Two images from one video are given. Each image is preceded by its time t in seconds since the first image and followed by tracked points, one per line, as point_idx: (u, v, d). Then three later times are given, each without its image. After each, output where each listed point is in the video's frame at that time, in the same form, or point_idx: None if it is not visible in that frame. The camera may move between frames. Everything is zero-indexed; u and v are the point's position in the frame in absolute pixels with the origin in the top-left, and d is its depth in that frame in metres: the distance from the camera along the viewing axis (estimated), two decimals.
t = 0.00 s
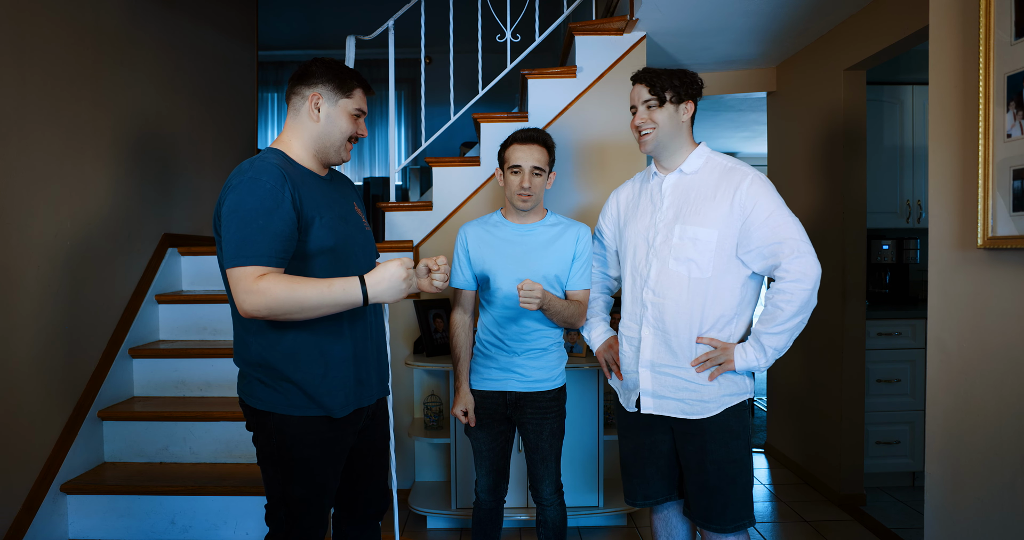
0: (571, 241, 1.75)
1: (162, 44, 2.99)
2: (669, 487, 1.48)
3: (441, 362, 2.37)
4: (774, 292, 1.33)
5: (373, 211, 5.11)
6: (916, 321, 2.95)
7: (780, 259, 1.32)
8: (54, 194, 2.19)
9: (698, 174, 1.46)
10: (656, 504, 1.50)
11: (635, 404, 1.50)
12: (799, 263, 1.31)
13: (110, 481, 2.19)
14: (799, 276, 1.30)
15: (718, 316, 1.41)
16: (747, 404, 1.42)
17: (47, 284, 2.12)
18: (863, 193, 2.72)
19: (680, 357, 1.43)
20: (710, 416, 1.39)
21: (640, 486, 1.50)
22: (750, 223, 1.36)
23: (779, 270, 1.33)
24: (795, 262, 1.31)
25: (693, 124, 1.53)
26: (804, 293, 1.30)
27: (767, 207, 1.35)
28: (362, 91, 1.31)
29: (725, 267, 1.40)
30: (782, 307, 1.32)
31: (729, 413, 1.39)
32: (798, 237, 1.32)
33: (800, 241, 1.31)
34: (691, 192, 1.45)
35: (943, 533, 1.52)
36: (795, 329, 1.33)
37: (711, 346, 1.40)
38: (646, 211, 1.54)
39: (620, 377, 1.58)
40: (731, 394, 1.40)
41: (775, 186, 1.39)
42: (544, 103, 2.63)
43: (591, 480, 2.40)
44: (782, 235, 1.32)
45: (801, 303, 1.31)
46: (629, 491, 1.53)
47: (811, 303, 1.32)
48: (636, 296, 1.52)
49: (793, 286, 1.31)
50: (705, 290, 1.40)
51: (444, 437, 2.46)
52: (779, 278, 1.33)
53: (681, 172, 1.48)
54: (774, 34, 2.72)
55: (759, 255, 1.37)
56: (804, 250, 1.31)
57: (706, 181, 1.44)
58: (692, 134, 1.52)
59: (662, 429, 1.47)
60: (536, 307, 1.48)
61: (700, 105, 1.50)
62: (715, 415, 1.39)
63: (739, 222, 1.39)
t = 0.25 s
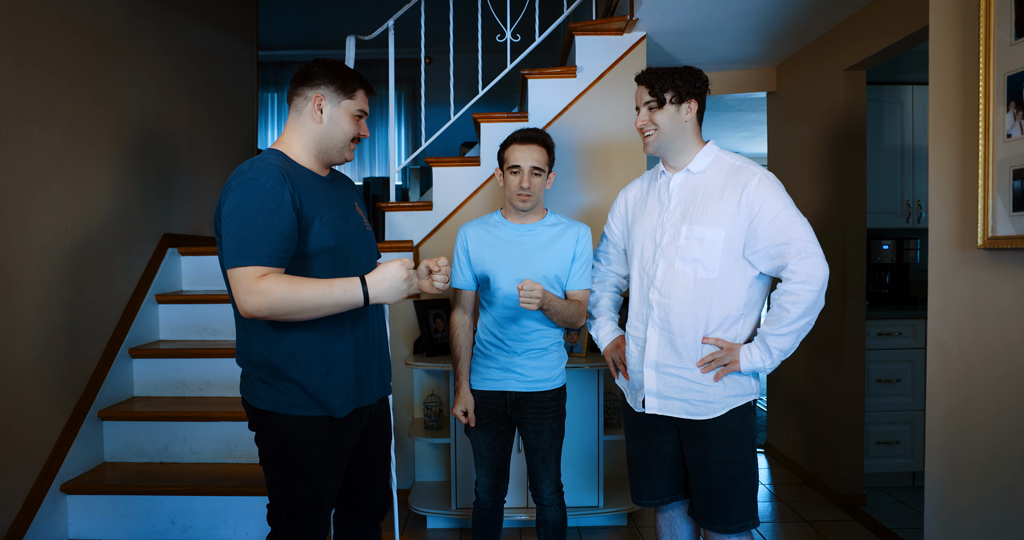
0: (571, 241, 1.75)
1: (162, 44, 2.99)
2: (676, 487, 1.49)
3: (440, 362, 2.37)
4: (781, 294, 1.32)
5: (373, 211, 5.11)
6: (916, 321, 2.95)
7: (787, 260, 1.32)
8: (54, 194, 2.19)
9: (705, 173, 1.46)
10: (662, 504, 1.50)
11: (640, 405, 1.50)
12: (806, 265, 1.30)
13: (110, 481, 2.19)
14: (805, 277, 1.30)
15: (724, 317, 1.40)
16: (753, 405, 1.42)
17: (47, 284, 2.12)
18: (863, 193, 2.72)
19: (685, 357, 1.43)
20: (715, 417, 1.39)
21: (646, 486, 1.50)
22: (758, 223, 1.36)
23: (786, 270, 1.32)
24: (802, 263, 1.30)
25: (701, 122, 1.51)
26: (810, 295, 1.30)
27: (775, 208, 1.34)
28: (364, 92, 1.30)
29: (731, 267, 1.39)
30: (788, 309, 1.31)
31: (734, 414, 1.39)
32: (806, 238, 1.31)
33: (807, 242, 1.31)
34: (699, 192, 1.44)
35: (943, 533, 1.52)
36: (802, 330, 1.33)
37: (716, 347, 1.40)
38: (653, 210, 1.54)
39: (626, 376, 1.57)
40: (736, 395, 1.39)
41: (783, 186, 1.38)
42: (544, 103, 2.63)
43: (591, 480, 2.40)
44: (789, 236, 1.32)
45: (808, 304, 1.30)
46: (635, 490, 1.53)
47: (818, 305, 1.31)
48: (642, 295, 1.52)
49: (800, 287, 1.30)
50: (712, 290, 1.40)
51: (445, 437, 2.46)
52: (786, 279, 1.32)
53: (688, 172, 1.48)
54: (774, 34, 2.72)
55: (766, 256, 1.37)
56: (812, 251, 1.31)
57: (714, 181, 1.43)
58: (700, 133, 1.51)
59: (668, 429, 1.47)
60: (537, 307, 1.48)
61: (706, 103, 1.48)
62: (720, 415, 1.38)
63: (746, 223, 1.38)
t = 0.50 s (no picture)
0: (571, 241, 1.75)
1: (162, 44, 2.99)
2: (679, 487, 1.49)
3: (440, 362, 2.37)
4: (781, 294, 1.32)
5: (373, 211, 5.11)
6: (916, 321, 2.95)
7: (788, 261, 1.32)
8: (54, 194, 2.19)
9: (707, 173, 1.45)
10: (664, 504, 1.50)
11: (642, 404, 1.51)
12: (807, 265, 1.30)
13: (110, 481, 2.19)
14: (806, 278, 1.30)
15: (726, 317, 1.40)
16: (755, 406, 1.41)
17: (47, 284, 2.12)
18: (863, 193, 2.72)
19: (687, 356, 1.43)
20: (716, 417, 1.39)
21: (648, 485, 1.50)
22: (759, 223, 1.36)
23: (787, 271, 1.32)
24: (802, 264, 1.30)
25: (705, 120, 1.50)
26: (811, 296, 1.29)
27: (777, 209, 1.34)
28: (365, 92, 1.30)
29: (733, 267, 1.39)
30: (789, 310, 1.30)
31: (735, 415, 1.39)
32: (807, 239, 1.31)
33: (808, 242, 1.30)
34: (701, 191, 1.44)
35: (943, 532, 1.52)
36: (803, 332, 1.32)
37: (718, 347, 1.40)
38: (657, 210, 1.54)
39: (629, 375, 1.58)
40: (737, 396, 1.39)
41: (785, 186, 1.38)
42: (544, 103, 2.63)
43: (591, 479, 2.40)
44: (790, 236, 1.32)
45: (808, 306, 1.30)
46: (638, 490, 1.53)
47: (817, 306, 1.31)
48: (644, 295, 1.53)
49: (800, 288, 1.30)
50: (713, 290, 1.40)
51: (445, 437, 2.45)
52: (787, 280, 1.32)
53: (691, 171, 1.48)
54: (774, 34, 2.72)
55: (768, 256, 1.37)
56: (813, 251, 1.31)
57: (716, 180, 1.43)
58: (704, 131, 1.50)
59: (670, 429, 1.47)
60: (537, 308, 1.49)
61: (709, 101, 1.47)
62: (721, 416, 1.38)
63: (748, 222, 1.38)
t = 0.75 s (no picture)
0: (571, 241, 1.76)
1: (162, 44, 2.99)
2: (679, 488, 1.49)
3: (440, 362, 2.37)
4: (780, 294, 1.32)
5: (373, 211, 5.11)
6: (916, 321, 2.95)
7: (787, 261, 1.31)
8: (54, 194, 2.19)
9: (708, 173, 1.45)
10: (665, 504, 1.50)
11: (641, 404, 1.51)
12: (806, 266, 1.29)
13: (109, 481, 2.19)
14: (805, 279, 1.29)
15: (725, 317, 1.40)
16: (755, 407, 1.41)
17: (47, 284, 2.12)
18: (863, 193, 2.72)
19: (686, 357, 1.43)
20: (715, 418, 1.39)
21: (649, 485, 1.50)
22: (758, 223, 1.36)
23: (786, 271, 1.32)
24: (801, 264, 1.30)
25: (705, 118, 1.50)
26: (810, 296, 1.29)
27: (776, 209, 1.34)
28: (367, 93, 1.30)
29: (732, 268, 1.39)
30: (787, 310, 1.30)
31: (735, 416, 1.39)
32: (807, 239, 1.30)
33: (808, 242, 1.30)
34: (701, 191, 1.44)
35: (943, 532, 1.52)
36: (802, 332, 1.32)
37: (717, 347, 1.40)
38: (658, 211, 1.54)
39: (629, 375, 1.58)
40: (736, 396, 1.39)
41: (785, 185, 1.38)
42: (544, 103, 2.63)
43: (591, 479, 2.40)
44: (789, 236, 1.31)
45: (807, 306, 1.29)
46: (639, 490, 1.53)
47: (817, 306, 1.30)
48: (645, 295, 1.53)
49: (799, 288, 1.29)
50: (713, 290, 1.40)
51: (444, 437, 2.45)
52: (786, 280, 1.32)
53: (691, 171, 1.48)
54: (774, 34, 2.72)
55: (767, 256, 1.36)
56: (812, 251, 1.30)
57: (716, 180, 1.43)
58: (704, 130, 1.50)
59: (671, 429, 1.47)
60: (537, 308, 1.49)
61: (708, 100, 1.46)
62: (720, 416, 1.38)
63: (748, 222, 1.38)
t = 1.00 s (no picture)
0: (571, 241, 1.76)
1: (162, 44, 2.99)
2: (680, 488, 1.48)
3: (441, 362, 2.37)
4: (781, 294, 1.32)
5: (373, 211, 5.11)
6: (916, 321, 2.95)
7: (787, 261, 1.32)
8: (54, 194, 2.19)
9: (708, 173, 1.45)
10: (666, 504, 1.50)
11: (642, 405, 1.51)
12: (807, 266, 1.29)
13: (109, 481, 2.19)
14: (805, 278, 1.29)
15: (726, 317, 1.40)
16: (756, 407, 1.41)
17: (47, 284, 2.12)
18: (863, 193, 2.72)
19: (687, 357, 1.43)
20: (716, 418, 1.39)
21: (650, 485, 1.50)
22: (758, 223, 1.36)
23: (786, 271, 1.32)
24: (802, 264, 1.29)
25: (703, 117, 1.49)
26: (810, 296, 1.29)
27: (777, 208, 1.34)
28: (368, 94, 1.31)
29: (732, 268, 1.39)
30: (788, 310, 1.30)
31: (735, 416, 1.39)
32: (808, 239, 1.30)
33: (808, 242, 1.30)
34: (701, 192, 1.44)
35: (943, 532, 1.52)
36: (803, 332, 1.32)
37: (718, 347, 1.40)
38: (658, 211, 1.54)
39: (630, 376, 1.58)
40: (737, 396, 1.39)
41: (785, 185, 1.38)
42: (544, 103, 2.63)
43: (591, 479, 2.40)
44: (789, 236, 1.32)
45: (808, 306, 1.29)
46: (640, 490, 1.53)
47: (818, 306, 1.30)
48: (646, 296, 1.53)
49: (800, 288, 1.29)
50: (713, 291, 1.40)
51: (444, 437, 2.45)
52: (786, 280, 1.31)
53: (691, 172, 1.48)
54: (774, 34, 2.72)
55: (767, 256, 1.36)
56: (813, 251, 1.30)
57: (716, 181, 1.43)
58: (703, 130, 1.49)
59: (672, 429, 1.46)
60: (537, 308, 1.49)
61: (705, 99, 1.46)
62: (721, 416, 1.38)
63: (748, 222, 1.38)
